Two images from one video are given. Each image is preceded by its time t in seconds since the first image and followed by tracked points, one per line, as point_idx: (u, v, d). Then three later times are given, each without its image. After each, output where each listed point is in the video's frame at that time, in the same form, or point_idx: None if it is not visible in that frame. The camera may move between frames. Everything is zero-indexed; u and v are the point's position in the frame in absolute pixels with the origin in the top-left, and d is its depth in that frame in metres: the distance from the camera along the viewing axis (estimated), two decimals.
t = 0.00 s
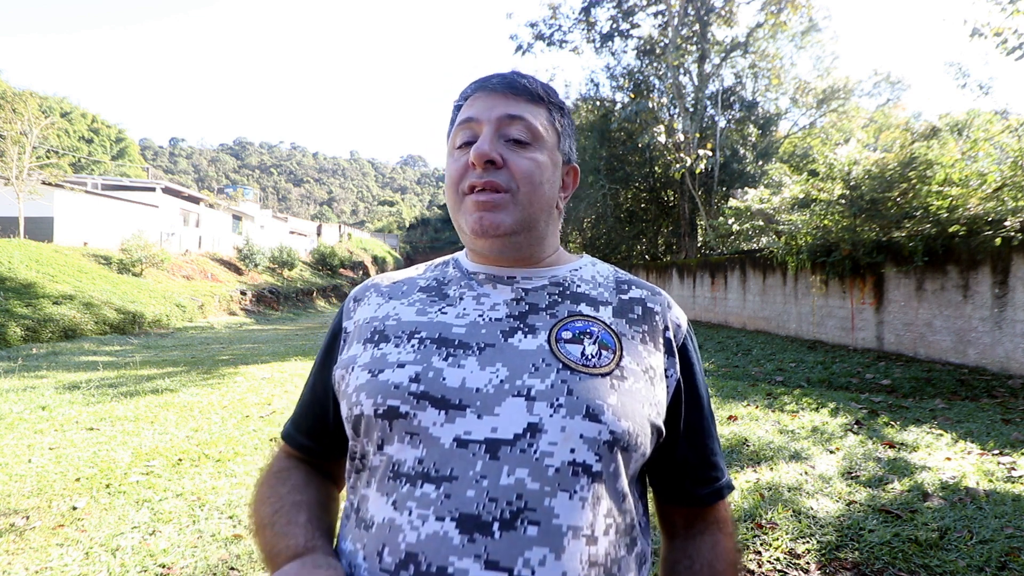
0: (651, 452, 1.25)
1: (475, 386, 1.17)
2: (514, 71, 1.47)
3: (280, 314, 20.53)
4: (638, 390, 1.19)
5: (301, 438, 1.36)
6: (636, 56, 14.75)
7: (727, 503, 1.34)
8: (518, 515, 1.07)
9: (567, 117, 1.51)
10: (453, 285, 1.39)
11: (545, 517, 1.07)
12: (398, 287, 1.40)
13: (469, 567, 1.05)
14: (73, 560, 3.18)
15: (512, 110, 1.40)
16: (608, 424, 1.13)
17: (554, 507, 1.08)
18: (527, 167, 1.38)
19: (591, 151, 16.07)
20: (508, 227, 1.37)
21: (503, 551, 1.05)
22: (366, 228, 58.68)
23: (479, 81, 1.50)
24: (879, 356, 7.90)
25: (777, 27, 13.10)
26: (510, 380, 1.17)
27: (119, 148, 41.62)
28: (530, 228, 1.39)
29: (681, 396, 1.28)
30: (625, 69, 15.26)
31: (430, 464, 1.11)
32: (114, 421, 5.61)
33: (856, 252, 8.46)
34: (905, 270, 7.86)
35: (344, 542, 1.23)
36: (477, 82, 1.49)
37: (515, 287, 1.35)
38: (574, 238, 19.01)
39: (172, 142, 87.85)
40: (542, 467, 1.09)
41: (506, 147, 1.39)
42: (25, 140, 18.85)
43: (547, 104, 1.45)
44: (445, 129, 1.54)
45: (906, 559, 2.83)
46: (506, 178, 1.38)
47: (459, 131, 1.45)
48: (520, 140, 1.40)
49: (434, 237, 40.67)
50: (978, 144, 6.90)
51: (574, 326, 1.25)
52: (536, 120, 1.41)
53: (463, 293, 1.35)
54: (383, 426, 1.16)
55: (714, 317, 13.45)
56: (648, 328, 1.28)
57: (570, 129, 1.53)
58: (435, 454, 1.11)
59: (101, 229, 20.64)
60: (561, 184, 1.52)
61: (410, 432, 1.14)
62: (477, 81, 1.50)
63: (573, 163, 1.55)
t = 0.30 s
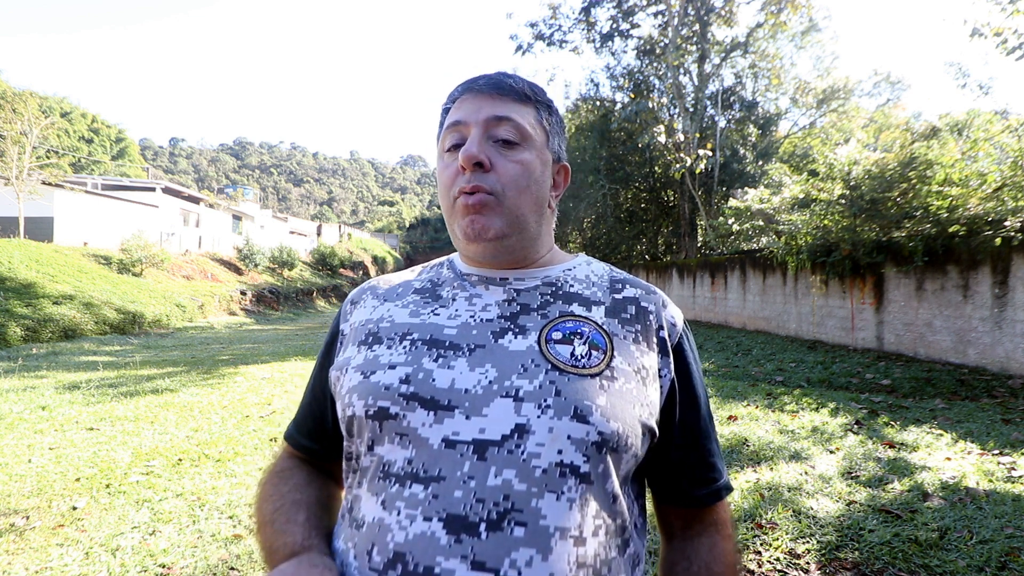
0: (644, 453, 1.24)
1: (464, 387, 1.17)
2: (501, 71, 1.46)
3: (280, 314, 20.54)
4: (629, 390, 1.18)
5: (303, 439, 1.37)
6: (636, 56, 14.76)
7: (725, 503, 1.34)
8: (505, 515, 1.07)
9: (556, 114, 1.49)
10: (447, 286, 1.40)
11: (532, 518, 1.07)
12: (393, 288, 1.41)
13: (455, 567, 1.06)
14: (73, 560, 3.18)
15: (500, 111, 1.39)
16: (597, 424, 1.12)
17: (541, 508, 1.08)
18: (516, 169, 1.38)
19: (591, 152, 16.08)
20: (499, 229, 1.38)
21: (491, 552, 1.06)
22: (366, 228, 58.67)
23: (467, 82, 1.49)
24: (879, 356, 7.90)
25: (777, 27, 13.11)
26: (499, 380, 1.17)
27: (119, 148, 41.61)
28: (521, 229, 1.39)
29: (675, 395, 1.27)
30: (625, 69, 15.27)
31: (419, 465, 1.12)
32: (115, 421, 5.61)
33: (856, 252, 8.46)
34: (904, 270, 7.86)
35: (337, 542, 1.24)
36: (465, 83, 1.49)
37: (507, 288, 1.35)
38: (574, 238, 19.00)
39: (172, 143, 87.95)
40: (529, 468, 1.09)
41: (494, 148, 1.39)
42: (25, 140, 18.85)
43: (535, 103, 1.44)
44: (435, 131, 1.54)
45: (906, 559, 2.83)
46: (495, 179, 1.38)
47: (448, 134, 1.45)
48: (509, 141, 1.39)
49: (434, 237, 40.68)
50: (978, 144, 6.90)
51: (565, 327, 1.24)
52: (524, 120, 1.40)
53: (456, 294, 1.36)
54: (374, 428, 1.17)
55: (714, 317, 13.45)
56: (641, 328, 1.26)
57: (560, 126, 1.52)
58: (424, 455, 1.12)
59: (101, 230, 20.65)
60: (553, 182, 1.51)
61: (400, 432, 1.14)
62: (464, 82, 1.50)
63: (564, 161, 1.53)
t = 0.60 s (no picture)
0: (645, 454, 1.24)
1: (467, 388, 1.17)
2: (497, 72, 1.46)
3: (280, 314, 20.53)
4: (631, 391, 1.18)
5: (304, 439, 1.37)
6: (636, 56, 14.76)
7: (725, 503, 1.34)
8: (507, 517, 1.07)
9: (554, 114, 1.49)
10: (448, 287, 1.40)
11: (535, 519, 1.07)
12: (394, 288, 1.41)
13: (458, 568, 1.06)
14: (73, 560, 3.18)
15: (498, 113, 1.39)
16: (599, 426, 1.12)
17: (544, 510, 1.07)
18: (515, 171, 1.38)
19: (591, 152, 16.09)
20: (500, 231, 1.37)
21: (493, 552, 1.06)
22: (366, 227, 58.67)
23: (463, 84, 1.49)
24: (879, 356, 7.90)
25: (777, 27, 13.11)
26: (502, 382, 1.17)
27: (119, 148, 41.62)
28: (521, 231, 1.39)
29: (675, 396, 1.27)
30: (626, 69, 15.28)
31: (422, 466, 1.12)
32: (114, 421, 5.61)
33: (856, 252, 8.46)
34: (904, 270, 7.86)
35: (338, 542, 1.24)
36: (462, 85, 1.49)
37: (508, 289, 1.35)
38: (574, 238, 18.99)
39: (172, 143, 87.96)
40: (532, 469, 1.09)
41: (493, 151, 1.39)
42: (25, 140, 18.86)
43: (533, 104, 1.44)
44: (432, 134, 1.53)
45: (906, 559, 2.83)
46: (494, 183, 1.38)
47: (445, 137, 1.45)
48: (507, 143, 1.39)
49: (434, 237, 40.69)
50: (978, 144, 6.90)
51: (567, 328, 1.24)
52: (522, 121, 1.40)
53: (457, 295, 1.36)
54: (377, 429, 1.17)
55: (714, 317, 13.45)
56: (643, 329, 1.26)
57: (559, 126, 1.52)
58: (427, 456, 1.12)
59: (101, 230, 20.64)
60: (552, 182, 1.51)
61: (402, 434, 1.14)
62: (461, 84, 1.50)
63: (563, 160, 1.53)
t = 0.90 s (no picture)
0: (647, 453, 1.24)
1: (470, 389, 1.17)
2: (497, 72, 1.46)
3: (280, 314, 20.53)
4: (633, 391, 1.18)
5: (303, 440, 1.37)
6: (636, 55, 14.76)
7: (724, 500, 1.34)
8: (513, 516, 1.07)
9: (553, 114, 1.49)
10: (448, 287, 1.40)
11: (541, 518, 1.07)
12: (394, 289, 1.41)
13: (465, 568, 1.06)
14: (73, 560, 3.18)
15: (498, 114, 1.39)
16: (602, 426, 1.12)
17: (549, 509, 1.08)
18: (517, 171, 1.38)
19: (591, 151, 16.09)
20: (502, 231, 1.37)
21: (499, 552, 1.06)
22: (366, 227, 58.67)
23: (463, 85, 1.49)
24: (879, 356, 7.90)
25: (777, 27, 13.11)
26: (506, 382, 1.17)
27: (119, 148, 41.62)
28: (523, 231, 1.39)
29: (675, 395, 1.27)
30: (625, 69, 15.28)
31: (427, 467, 1.12)
32: (114, 421, 5.61)
33: (856, 251, 8.46)
34: (905, 270, 7.86)
35: (342, 542, 1.24)
36: (461, 86, 1.48)
37: (510, 289, 1.35)
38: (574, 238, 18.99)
39: (172, 142, 88.06)
40: (538, 469, 1.09)
41: (494, 152, 1.39)
42: (25, 140, 18.85)
43: (532, 105, 1.44)
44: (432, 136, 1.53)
45: (906, 559, 2.83)
46: (496, 183, 1.38)
47: (445, 139, 1.45)
48: (508, 144, 1.39)
49: (434, 237, 40.69)
50: (978, 144, 6.90)
51: (568, 328, 1.24)
52: (522, 122, 1.40)
53: (458, 295, 1.36)
54: (381, 430, 1.17)
55: (714, 317, 13.45)
56: (643, 328, 1.26)
57: (558, 125, 1.52)
58: (432, 457, 1.12)
59: (101, 229, 20.64)
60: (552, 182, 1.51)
61: (407, 435, 1.15)
62: (461, 85, 1.50)
63: (563, 160, 1.53)
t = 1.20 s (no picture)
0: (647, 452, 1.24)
1: (472, 389, 1.17)
2: (494, 72, 1.46)
3: (280, 314, 20.53)
4: (634, 390, 1.18)
5: (301, 443, 1.37)
6: (636, 55, 14.76)
7: (724, 499, 1.34)
8: (517, 516, 1.07)
9: (550, 114, 1.49)
10: (448, 289, 1.40)
11: (544, 518, 1.07)
12: (393, 290, 1.41)
13: (469, 568, 1.06)
14: (73, 560, 3.18)
15: (496, 114, 1.39)
16: (604, 425, 1.12)
17: (553, 508, 1.08)
18: (516, 171, 1.38)
19: (591, 151, 16.09)
20: (501, 233, 1.37)
21: (503, 552, 1.06)
22: (366, 227, 58.67)
23: (461, 85, 1.49)
24: (879, 356, 7.90)
25: (777, 27, 13.10)
26: (507, 382, 1.17)
27: (119, 148, 41.61)
28: (522, 232, 1.39)
29: (675, 395, 1.27)
30: (625, 69, 15.28)
31: (430, 468, 1.12)
32: (114, 421, 5.61)
33: (856, 251, 8.46)
34: (904, 270, 7.86)
35: (342, 544, 1.23)
36: (459, 86, 1.48)
37: (510, 290, 1.35)
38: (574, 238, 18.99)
39: (172, 142, 88.06)
40: (541, 469, 1.09)
41: (492, 153, 1.39)
42: (25, 140, 18.84)
43: (530, 105, 1.44)
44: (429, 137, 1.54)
45: (906, 559, 2.83)
46: (495, 183, 1.38)
47: (443, 140, 1.45)
48: (507, 145, 1.39)
49: (434, 237, 40.68)
50: (978, 144, 6.89)
51: (569, 328, 1.24)
52: (520, 123, 1.40)
53: (458, 297, 1.36)
54: (382, 432, 1.17)
55: (714, 317, 13.45)
56: (642, 327, 1.26)
57: (556, 126, 1.52)
58: (434, 458, 1.12)
59: (101, 229, 20.64)
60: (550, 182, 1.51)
61: (408, 436, 1.14)
62: (458, 85, 1.49)
63: (560, 161, 1.53)
